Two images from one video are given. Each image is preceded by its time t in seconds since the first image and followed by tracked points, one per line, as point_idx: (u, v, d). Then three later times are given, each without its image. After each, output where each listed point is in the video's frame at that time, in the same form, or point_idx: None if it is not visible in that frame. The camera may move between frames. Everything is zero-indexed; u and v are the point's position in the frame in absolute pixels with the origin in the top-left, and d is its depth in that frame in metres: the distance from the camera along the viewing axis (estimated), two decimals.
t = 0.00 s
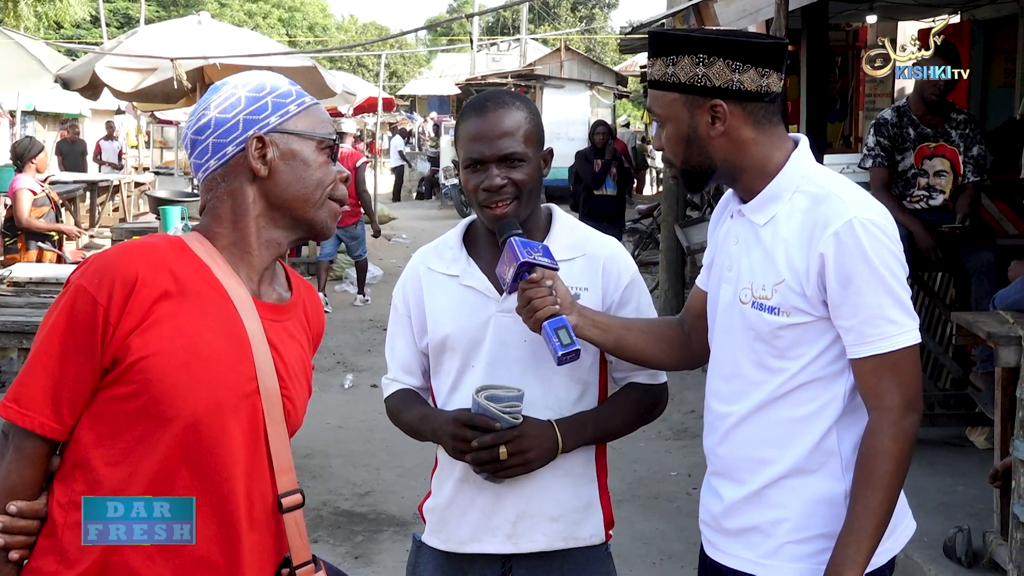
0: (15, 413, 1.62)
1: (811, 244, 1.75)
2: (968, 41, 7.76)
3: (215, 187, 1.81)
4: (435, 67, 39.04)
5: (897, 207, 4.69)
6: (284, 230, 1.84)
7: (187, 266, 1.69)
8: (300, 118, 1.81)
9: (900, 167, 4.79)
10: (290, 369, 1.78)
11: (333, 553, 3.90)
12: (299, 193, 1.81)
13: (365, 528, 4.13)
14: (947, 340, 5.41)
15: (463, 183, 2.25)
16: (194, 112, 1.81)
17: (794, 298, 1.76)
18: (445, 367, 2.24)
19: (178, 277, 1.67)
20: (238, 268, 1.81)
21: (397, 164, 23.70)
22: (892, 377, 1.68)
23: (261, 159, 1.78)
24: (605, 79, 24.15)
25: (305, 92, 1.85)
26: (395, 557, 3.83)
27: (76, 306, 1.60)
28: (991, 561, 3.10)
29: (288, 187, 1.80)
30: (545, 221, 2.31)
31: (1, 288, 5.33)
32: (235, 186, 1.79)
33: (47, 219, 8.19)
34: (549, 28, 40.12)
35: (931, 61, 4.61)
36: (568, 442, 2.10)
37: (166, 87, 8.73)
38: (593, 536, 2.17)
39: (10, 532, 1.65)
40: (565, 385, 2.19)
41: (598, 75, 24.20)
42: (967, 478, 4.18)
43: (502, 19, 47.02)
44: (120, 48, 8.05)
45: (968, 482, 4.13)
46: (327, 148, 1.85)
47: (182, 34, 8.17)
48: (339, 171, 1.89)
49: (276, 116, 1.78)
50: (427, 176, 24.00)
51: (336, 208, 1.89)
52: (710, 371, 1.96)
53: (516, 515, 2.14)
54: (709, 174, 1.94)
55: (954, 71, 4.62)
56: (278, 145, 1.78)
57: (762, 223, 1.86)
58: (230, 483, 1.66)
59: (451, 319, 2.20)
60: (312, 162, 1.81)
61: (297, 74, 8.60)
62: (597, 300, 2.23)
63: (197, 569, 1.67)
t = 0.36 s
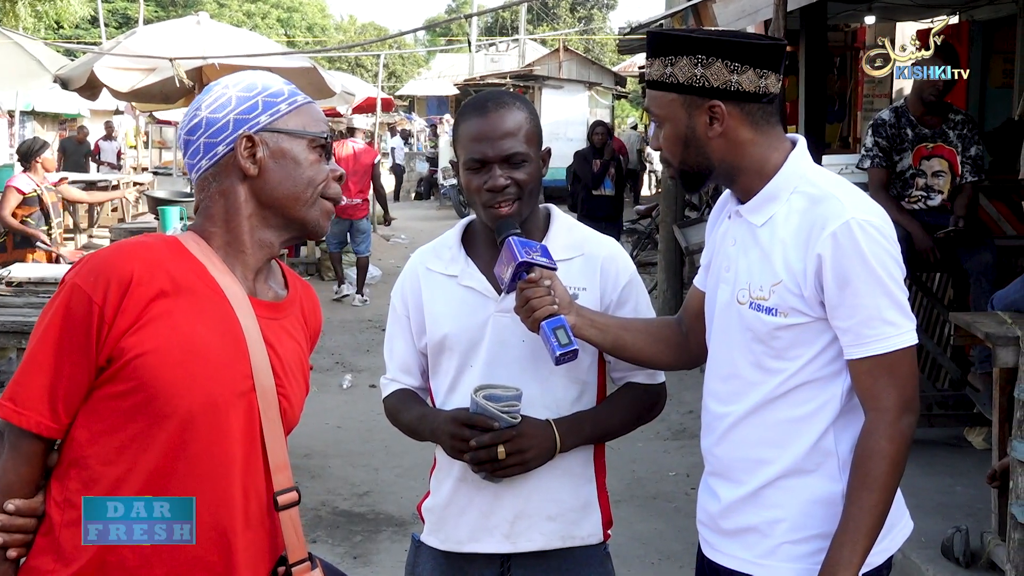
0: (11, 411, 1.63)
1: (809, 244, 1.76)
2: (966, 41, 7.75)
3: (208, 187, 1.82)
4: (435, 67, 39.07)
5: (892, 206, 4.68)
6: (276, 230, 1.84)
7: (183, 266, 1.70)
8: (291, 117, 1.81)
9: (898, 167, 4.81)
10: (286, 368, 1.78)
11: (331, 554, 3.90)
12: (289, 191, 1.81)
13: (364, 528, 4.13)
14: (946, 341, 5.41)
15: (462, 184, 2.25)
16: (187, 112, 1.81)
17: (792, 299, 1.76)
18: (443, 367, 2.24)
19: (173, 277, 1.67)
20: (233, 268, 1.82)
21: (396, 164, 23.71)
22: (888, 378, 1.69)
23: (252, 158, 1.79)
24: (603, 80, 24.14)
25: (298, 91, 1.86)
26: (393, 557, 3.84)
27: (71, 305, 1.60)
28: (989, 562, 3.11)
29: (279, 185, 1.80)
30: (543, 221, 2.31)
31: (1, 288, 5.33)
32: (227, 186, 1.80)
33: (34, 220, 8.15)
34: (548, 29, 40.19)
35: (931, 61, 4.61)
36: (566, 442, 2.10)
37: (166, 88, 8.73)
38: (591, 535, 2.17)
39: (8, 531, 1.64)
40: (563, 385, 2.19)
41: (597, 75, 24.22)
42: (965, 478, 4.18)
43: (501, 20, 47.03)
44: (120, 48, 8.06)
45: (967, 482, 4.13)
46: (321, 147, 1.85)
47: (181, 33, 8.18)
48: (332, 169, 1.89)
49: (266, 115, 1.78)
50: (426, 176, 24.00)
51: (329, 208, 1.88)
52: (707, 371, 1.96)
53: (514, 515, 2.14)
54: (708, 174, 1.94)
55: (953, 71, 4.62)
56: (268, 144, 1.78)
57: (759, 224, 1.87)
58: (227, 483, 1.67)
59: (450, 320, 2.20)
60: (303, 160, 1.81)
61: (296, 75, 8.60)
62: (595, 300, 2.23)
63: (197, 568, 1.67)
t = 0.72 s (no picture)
0: (10, 408, 1.63)
1: (808, 244, 1.75)
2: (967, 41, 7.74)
3: (207, 186, 1.82)
4: (435, 67, 39.08)
5: (892, 206, 4.67)
6: (275, 230, 1.84)
7: (183, 265, 1.69)
8: (290, 117, 1.81)
9: (898, 168, 4.81)
10: (287, 367, 1.78)
11: (331, 553, 3.90)
12: (288, 191, 1.81)
13: (363, 527, 4.13)
14: (946, 341, 5.41)
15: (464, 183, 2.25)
16: (186, 112, 1.82)
17: (791, 299, 1.76)
18: (443, 367, 2.24)
19: (173, 276, 1.67)
20: (233, 267, 1.82)
21: (396, 163, 23.71)
22: (887, 378, 1.69)
23: (252, 157, 1.79)
24: (604, 80, 24.13)
25: (297, 90, 1.86)
26: (393, 557, 3.84)
27: (71, 303, 1.60)
28: (988, 562, 3.11)
29: (277, 185, 1.80)
30: (543, 221, 2.31)
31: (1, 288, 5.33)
32: (226, 185, 1.80)
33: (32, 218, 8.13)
34: (548, 29, 40.25)
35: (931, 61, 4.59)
36: (566, 441, 2.10)
37: (167, 87, 8.72)
38: (592, 535, 2.17)
39: (6, 529, 1.66)
40: (563, 384, 2.19)
41: (597, 76, 24.24)
42: (965, 479, 4.18)
43: (502, 20, 47.02)
44: (120, 47, 8.06)
45: (967, 483, 4.13)
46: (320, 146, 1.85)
47: (182, 33, 8.17)
48: (332, 169, 1.88)
49: (265, 115, 1.79)
50: (426, 176, 23.99)
51: (329, 209, 1.88)
52: (706, 370, 1.96)
53: (515, 515, 2.14)
54: (709, 174, 1.93)
55: (952, 71, 4.61)
56: (267, 144, 1.79)
57: (759, 224, 1.87)
58: (226, 483, 1.67)
59: (450, 320, 2.20)
60: (302, 160, 1.81)
61: (296, 74, 8.61)
62: (595, 299, 2.23)
63: (197, 568, 1.68)
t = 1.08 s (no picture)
0: (7, 404, 1.65)
1: (804, 235, 1.76)
2: (968, 42, 7.72)
3: (204, 184, 1.83)
4: (436, 66, 39.10)
5: (895, 207, 4.67)
6: (272, 228, 1.84)
7: (178, 264, 1.70)
8: (287, 114, 1.81)
9: (899, 168, 4.81)
10: (283, 366, 1.78)
11: (331, 552, 3.90)
12: (284, 187, 1.81)
13: (364, 526, 4.12)
14: (947, 342, 5.40)
15: (468, 182, 2.24)
16: (185, 109, 1.82)
17: (787, 290, 1.76)
18: (444, 366, 2.24)
19: (167, 275, 1.68)
20: (229, 265, 1.82)
21: (397, 163, 23.71)
22: (880, 367, 1.69)
23: (249, 154, 1.79)
24: (605, 80, 24.12)
25: (295, 87, 1.86)
26: (393, 556, 3.84)
27: (64, 301, 1.62)
28: (989, 562, 3.10)
29: (274, 181, 1.80)
30: (543, 221, 2.31)
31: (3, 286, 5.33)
32: (223, 184, 1.81)
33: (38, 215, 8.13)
34: (549, 28, 40.32)
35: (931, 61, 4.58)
36: (567, 442, 2.10)
37: (168, 86, 8.73)
38: (593, 535, 2.17)
39: None
40: (564, 385, 2.19)
41: (598, 76, 24.22)
42: (965, 479, 4.18)
43: (503, 21, 47.04)
44: (121, 46, 8.06)
45: (967, 483, 4.13)
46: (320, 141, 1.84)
47: (183, 31, 8.17)
48: (330, 166, 1.88)
49: (262, 112, 1.78)
50: (426, 175, 23.99)
51: (326, 207, 1.87)
52: (701, 369, 1.96)
53: (516, 515, 2.14)
54: (739, 152, 1.89)
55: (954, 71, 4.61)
56: (264, 142, 1.79)
57: (754, 217, 1.86)
58: (221, 482, 1.67)
59: (450, 320, 2.20)
60: (299, 157, 1.81)
61: (297, 74, 8.61)
62: (595, 300, 2.23)
63: (195, 569, 1.68)
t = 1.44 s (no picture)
0: (5, 404, 1.65)
1: (817, 220, 1.78)
2: (969, 43, 7.71)
3: (200, 185, 1.84)
4: (437, 67, 39.13)
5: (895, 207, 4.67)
6: (267, 227, 1.84)
7: (175, 263, 1.70)
8: (280, 113, 1.81)
9: (900, 169, 4.81)
10: (279, 367, 1.78)
11: (331, 552, 3.90)
12: (279, 186, 1.81)
13: (364, 527, 4.13)
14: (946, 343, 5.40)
15: (473, 180, 2.24)
16: (181, 109, 1.84)
17: (798, 276, 1.78)
18: (444, 368, 2.24)
19: (164, 274, 1.68)
20: (226, 265, 1.82)
21: (397, 163, 23.71)
22: (893, 349, 1.70)
23: (242, 155, 1.79)
24: (605, 81, 24.13)
25: (288, 86, 1.86)
26: (393, 556, 3.84)
27: (63, 297, 1.63)
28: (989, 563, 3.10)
29: (269, 180, 1.80)
30: (544, 221, 2.31)
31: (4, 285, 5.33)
32: (218, 184, 1.82)
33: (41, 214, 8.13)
34: (550, 29, 40.38)
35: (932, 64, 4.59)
36: (567, 444, 2.10)
37: (168, 86, 8.73)
38: (593, 536, 2.17)
39: None
40: (564, 387, 2.18)
41: (598, 77, 24.22)
42: (965, 481, 4.18)
43: (504, 22, 47.03)
44: (122, 46, 8.06)
45: (966, 485, 4.13)
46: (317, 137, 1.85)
47: (184, 31, 8.17)
48: (326, 164, 1.87)
49: (254, 111, 1.79)
50: (427, 176, 24.00)
51: (321, 206, 1.87)
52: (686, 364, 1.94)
53: (516, 516, 2.14)
54: (766, 141, 1.89)
55: (954, 71, 4.61)
56: (257, 141, 1.79)
57: (755, 207, 1.87)
58: (218, 481, 1.67)
59: (451, 321, 2.21)
60: (293, 156, 1.81)
61: (297, 74, 8.61)
62: (595, 303, 2.20)
63: (194, 570, 1.68)
